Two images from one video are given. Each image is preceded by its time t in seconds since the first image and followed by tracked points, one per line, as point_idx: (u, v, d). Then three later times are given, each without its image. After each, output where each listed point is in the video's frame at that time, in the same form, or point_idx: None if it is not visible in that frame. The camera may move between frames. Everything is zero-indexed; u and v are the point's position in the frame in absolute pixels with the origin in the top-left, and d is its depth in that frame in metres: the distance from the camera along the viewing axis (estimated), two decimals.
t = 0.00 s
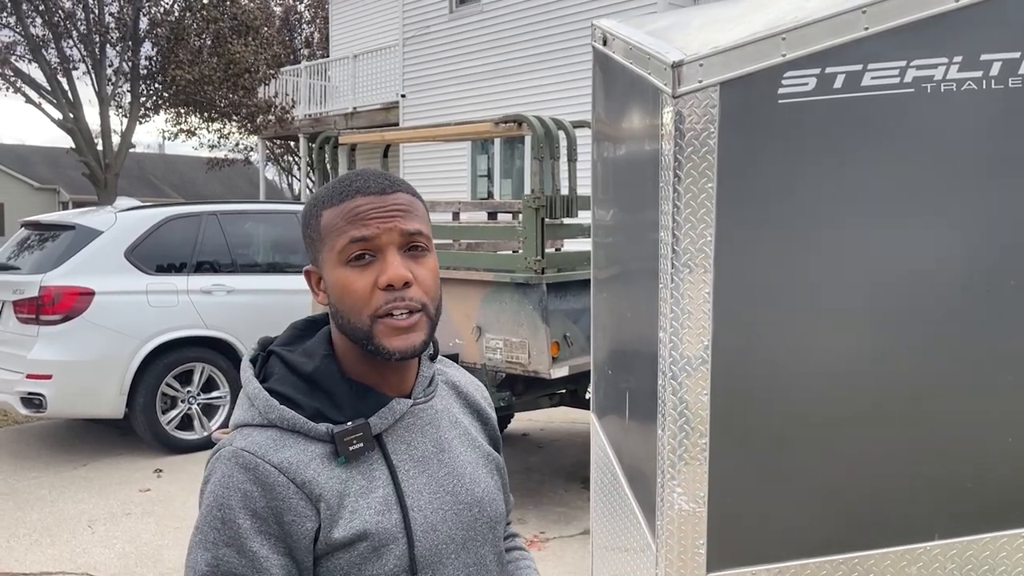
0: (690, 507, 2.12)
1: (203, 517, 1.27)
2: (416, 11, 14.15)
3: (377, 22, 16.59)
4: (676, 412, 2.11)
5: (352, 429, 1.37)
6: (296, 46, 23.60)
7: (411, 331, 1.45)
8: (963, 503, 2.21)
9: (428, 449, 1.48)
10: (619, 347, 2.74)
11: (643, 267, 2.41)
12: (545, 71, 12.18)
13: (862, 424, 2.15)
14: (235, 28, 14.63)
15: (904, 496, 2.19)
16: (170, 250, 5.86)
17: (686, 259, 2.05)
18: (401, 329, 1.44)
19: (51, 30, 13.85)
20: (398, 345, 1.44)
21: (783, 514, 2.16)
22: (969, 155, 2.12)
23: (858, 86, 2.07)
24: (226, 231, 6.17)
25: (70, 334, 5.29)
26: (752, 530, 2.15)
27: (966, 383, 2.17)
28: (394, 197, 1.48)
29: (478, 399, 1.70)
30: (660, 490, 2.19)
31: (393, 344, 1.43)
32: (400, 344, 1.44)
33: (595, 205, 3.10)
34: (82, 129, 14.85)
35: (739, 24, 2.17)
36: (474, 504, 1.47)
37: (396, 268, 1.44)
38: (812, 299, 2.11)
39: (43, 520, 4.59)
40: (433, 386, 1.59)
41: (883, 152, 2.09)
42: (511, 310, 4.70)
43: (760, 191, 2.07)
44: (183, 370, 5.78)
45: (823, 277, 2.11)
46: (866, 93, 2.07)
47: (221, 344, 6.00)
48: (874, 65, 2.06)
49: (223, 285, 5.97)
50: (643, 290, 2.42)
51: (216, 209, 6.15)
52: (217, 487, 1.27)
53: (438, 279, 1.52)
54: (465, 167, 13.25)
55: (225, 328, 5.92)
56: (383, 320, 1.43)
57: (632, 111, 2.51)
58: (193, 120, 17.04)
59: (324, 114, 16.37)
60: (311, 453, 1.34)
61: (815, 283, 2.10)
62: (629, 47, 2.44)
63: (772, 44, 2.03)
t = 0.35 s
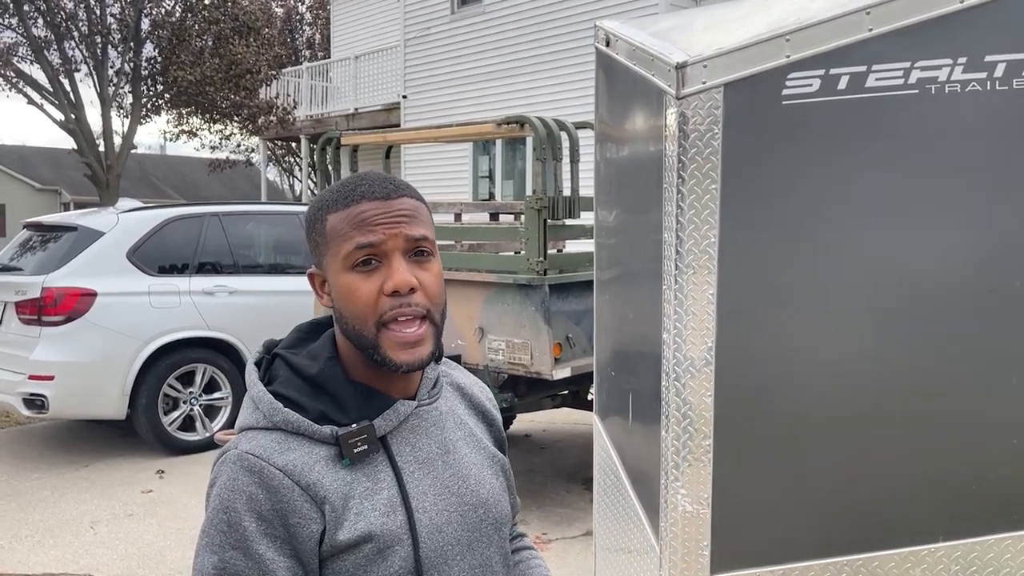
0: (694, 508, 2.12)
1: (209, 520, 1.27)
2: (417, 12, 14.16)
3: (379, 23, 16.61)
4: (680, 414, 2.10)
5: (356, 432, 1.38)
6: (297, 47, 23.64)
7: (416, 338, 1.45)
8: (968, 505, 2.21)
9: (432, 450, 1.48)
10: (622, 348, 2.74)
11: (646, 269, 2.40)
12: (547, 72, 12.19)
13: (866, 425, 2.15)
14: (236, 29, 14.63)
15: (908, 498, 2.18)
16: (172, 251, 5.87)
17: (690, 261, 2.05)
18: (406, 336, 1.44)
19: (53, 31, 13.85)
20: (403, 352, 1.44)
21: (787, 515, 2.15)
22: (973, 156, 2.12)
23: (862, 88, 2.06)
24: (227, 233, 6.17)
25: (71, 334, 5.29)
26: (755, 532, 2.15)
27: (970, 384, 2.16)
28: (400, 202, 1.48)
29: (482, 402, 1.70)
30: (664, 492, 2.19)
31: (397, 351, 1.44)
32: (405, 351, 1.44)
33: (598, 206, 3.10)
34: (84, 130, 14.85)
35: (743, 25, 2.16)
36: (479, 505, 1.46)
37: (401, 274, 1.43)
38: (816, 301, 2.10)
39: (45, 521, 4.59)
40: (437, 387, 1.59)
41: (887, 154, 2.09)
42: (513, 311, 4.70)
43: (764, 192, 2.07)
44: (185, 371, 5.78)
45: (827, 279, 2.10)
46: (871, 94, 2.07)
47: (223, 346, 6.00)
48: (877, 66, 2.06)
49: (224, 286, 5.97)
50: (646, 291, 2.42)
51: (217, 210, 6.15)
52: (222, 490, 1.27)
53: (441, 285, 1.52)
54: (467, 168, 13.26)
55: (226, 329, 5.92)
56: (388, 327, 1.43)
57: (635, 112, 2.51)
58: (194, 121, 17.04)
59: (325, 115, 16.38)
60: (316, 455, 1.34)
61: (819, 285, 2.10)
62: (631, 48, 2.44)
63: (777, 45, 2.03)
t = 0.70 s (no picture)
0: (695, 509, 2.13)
1: (210, 523, 1.28)
2: (418, 13, 14.18)
3: (379, 24, 16.63)
4: (681, 414, 2.11)
5: (356, 432, 1.38)
6: (298, 48, 23.67)
7: (456, 335, 1.49)
8: (968, 506, 2.21)
9: (432, 449, 1.48)
10: (623, 349, 2.75)
11: (647, 270, 2.41)
12: (547, 73, 12.20)
13: (867, 426, 2.15)
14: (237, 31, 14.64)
15: (910, 499, 2.19)
16: (174, 252, 5.87)
17: (691, 262, 2.05)
18: (448, 335, 1.47)
19: (54, 32, 13.86)
20: (447, 350, 1.47)
21: (788, 515, 2.16)
22: (973, 158, 2.12)
23: (862, 89, 2.07)
24: (229, 234, 6.18)
25: (73, 335, 5.29)
26: (756, 532, 2.16)
27: (971, 385, 2.17)
28: (424, 205, 1.51)
29: (482, 399, 1.70)
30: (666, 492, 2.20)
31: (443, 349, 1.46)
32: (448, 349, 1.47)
33: (599, 207, 3.10)
34: (86, 131, 14.86)
35: (743, 27, 2.17)
36: (479, 504, 1.46)
37: (441, 274, 1.47)
38: (817, 303, 2.11)
39: (47, 522, 4.59)
40: (437, 386, 1.59)
41: (888, 155, 2.09)
42: (514, 312, 4.70)
43: (765, 193, 2.07)
44: (186, 371, 5.79)
45: (828, 280, 2.11)
46: (872, 95, 2.07)
47: (224, 346, 6.01)
48: (878, 68, 2.07)
49: (226, 287, 5.98)
50: (647, 292, 2.42)
51: (219, 211, 6.16)
52: (223, 492, 1.28)
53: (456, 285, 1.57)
54: (467, 169, 13.28)
55: (227, 329, 5.93)
56: (433, 327, 1.45)
57: (636, 113, 2.51)
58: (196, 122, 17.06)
59: (326, 116, 16.41)
60: (316, 456, 1.35)
61: (820, 286, 2.10)
62: (632, 49, 2.45)
63: (778, 46, 2.03)
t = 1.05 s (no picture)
0: (693, 509, 2.14)
1: (206, 523, 1.28)
2: (419, 14, 14.19)
3: (380, 25, 16.65)
4: (679, 415, 2.12)
5: (351, 433, 1.38)
6: (299, 49, 23.71)
7: (438, 340, 1.48)
8: (966, 506, 2.21)
9: (427, 450, 1.48)
10: (622, 349, 2.75)
11: (646, 271, 2.41)
12: (548, 74, 12.20)
13: (866, 427, 2.15)
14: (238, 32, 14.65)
15: (908, 498, 2.19)
16: (174, 252, 5.88)
17: (689, 262, 2.06)
18: (430, 339, 1.46)
19: (55, 34, 13.87)
20: (427, 353, 1.46)
21: (785, 516, 2.16)
22: (971, 159, 2.12)
23: (860, 90, 2.07)
24: (229, 234, 6.19)
25: (74, 336, 5.30)
26: (753, 533, 2.16)
27: (969, 386, 2.17)
28: (416, 208, 1.50)
29: (476, 400, 1.70)
30: (663, 493, 2.20)
31: (423, 353, 1.46)
32: (429, 353, 1.46)
33: (598, 208, 3.11)
34: (86, 132, 14.88)
35: (741, 29, 2.17)
36: (474, 504, 1.47)
37: (426, 277, 1.46)
38: (815, 304, 2.11)
39: (47, 522, 4.60)
40: (431, 387, 1.59)
41: (886, 156, 2.09)
42: (513, 312, 4.70)
43: (763, 194, 2.07)
44: (187, 372, 5.79)
45: (826, 281, 2.11)
46: (869, 97, 2.07)
47: (225, 347, 6.02)
48: (876, 69, 2.07)
49: (226, 288, 5.98)
50: (645, 292, 2.43)
51: (219, 212, 6.17)
52: (219, 493, 1.29)
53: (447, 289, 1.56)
54: (468, 169, 13.30)
55: (228, 330, 5.93)
56: (414, 330, 1.45)
57: (634, 114, 2.52)
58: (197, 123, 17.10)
59: (327, 117, 16.43)
60: (311, 457, 1.35)
61: (818, 287, 2.11)
62: (631, 51, 2.46)
63: (775, 47, 2.04)
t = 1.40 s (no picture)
0: (690, 509, 2.14)
1: (195, 516, 1.30)
2: (420, 15, 14.19)
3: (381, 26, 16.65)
4: (676, 415, 2.12)
5: (340, 430, 1.39)
6: (299, 49, 23.72)
7: (401, 338, 1.47)
8: (964, 507, 2.21)
9: (418, 449, 1.49)
10: (620, 349, 2.76)
11: (644, 271, 2.42)
12: (548, 74, 12.21)
13: (863, 427, 2.15)
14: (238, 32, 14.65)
15: (904, 499, 2.19)
16: (174, 253, 5.89)
17: (686, 263, 2.08)
18: (391, 337, 1.46)
19: (56, 34, 13.88)
20: (388, 352, 1.46)
21: (782, 516, 2.16)
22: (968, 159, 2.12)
23: (857, 90, 2.07)
24: (229, 235, 6.19)
25: (74, 336, 5.30)
26: (750, 533, 2.16)
27: (966, 387, 2.17)
28: (385, 205, 1.49)
29: (472, 401, 1.70)
30: (660, 492, 2.21)
31: (383, 351, 1.46)
32: (390, 352, 1.46)
33: (597, 208, 3.11)
34: (87, 133, 14.90)
35: (738, 29, 2.18)
36: (464, 504, 1.47)
37: (386, 275, 1.45)
38: (812, 304, 2.12)
39: (46, 523, 4.60)
40: (424, 387, 1.60)
41: (882, 157, 2.09)
42: (513, 313, 4.71)
43: (760, 195, 2.08)
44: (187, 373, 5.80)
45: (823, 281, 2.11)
46: (866, 97, 2.08)
47: (225, 347, 6.02)
48: (872, 69, 2.07)
49: (226, 288, 5.99)
50: (643, 293, 2.43)
51: (219, 212, 6.17)
52: (209, 487, 1.30)
53: (427, 285, 1.53)
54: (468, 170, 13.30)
55: (227, 331, 5.94)
56: (373, 328, 1.45)
57: (632, 114, 2.52)
58: (197, 124, 17.13)
59: (328, 118, 16.44)
60: (300, 454, 1.36)
61: (814, 287, 2.11)
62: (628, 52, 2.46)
63: (772, 48, 2.04)
